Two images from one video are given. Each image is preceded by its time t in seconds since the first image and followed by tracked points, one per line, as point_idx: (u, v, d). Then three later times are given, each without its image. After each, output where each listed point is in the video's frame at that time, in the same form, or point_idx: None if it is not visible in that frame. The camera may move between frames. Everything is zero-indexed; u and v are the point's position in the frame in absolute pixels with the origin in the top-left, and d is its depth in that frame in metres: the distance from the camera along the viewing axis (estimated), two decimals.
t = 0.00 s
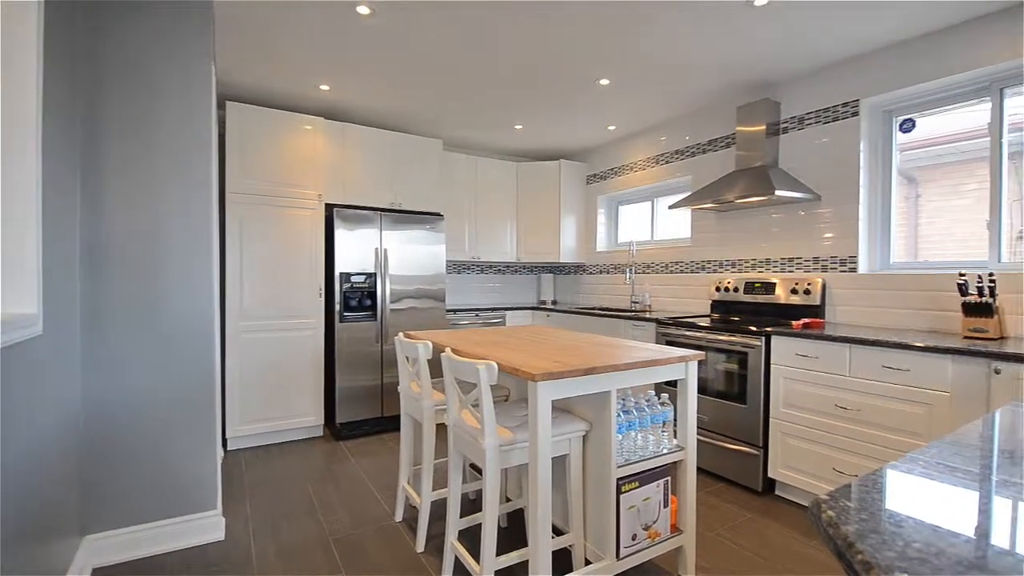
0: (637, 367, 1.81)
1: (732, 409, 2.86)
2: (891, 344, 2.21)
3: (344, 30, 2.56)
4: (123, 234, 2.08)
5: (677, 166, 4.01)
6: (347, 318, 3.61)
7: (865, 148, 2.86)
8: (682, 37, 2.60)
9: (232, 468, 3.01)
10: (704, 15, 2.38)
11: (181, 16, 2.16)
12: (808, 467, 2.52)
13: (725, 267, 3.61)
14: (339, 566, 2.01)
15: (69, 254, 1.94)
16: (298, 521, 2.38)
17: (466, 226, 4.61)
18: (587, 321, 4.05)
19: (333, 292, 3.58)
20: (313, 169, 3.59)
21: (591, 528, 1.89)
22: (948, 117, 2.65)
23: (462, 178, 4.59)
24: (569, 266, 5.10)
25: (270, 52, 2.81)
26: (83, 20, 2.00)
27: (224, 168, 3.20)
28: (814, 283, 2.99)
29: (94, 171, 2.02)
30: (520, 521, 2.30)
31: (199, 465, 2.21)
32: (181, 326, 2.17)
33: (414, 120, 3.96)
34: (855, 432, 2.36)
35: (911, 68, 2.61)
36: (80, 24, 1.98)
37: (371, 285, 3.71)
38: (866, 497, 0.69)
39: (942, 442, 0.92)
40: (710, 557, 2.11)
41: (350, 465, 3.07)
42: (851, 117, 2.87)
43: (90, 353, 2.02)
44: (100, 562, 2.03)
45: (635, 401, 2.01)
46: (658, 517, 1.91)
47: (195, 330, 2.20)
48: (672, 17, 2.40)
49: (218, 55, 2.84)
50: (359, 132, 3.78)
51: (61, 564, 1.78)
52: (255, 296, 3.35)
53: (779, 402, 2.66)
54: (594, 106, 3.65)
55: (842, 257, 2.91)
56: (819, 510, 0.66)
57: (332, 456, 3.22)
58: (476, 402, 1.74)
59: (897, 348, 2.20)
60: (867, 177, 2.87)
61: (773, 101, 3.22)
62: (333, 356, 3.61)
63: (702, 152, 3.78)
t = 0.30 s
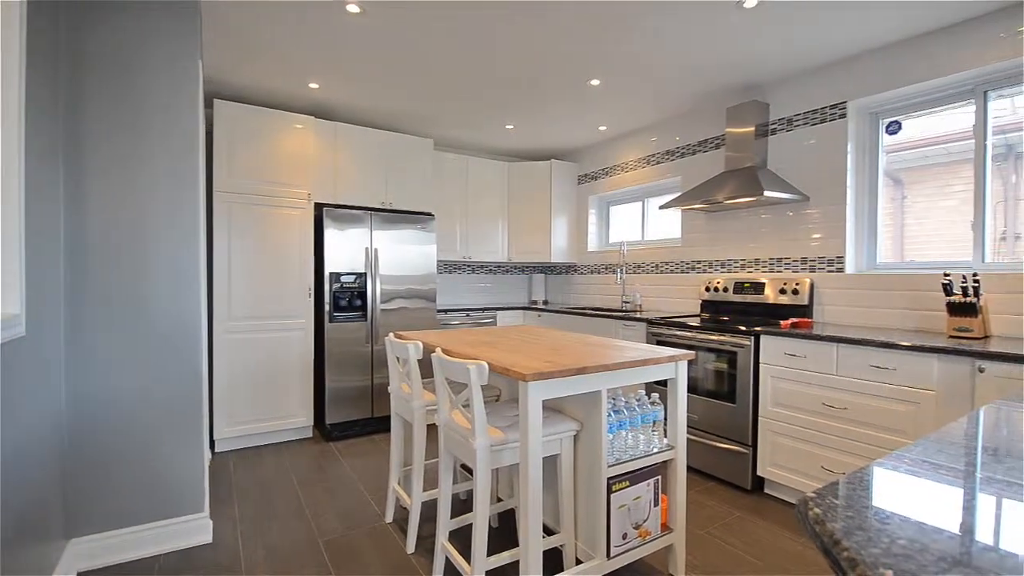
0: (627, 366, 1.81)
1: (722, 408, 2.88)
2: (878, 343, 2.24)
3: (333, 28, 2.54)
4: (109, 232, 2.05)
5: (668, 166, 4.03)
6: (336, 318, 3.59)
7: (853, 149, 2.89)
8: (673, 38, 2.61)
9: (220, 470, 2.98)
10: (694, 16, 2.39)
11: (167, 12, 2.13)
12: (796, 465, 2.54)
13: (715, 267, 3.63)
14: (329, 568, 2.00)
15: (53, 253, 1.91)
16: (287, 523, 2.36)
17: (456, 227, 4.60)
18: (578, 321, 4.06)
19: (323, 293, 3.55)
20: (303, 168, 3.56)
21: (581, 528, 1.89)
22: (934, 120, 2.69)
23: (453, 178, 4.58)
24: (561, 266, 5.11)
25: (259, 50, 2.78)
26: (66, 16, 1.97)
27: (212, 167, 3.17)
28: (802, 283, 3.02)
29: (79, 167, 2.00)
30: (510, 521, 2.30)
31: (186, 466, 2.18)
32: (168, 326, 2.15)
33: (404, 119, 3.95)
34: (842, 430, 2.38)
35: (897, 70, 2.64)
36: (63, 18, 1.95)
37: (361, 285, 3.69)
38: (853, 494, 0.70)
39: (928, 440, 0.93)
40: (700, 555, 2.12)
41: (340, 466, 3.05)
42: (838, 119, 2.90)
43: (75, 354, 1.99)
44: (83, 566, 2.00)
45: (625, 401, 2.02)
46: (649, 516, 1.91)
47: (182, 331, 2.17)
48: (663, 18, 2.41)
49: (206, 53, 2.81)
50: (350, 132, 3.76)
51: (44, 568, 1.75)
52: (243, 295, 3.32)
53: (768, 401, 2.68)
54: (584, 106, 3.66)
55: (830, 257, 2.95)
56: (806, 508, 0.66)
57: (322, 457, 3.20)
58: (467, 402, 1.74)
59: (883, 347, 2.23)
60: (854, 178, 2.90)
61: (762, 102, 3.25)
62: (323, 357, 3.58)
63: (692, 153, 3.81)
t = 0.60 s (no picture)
0: (618, 366, 1.82)
1: (711, 407, 2.90)
2: (864, 342, 2.27)
3: (322, 26, 2.51)
4: (93, 232, 2.02)
5: (658, 167, 4.05)
6: (325, 319, 3.56)
7: (839, 151, 2.92)
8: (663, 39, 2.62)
9: (206, 472, 2.95)
10: (684, 18, 2.40)
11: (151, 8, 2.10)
12: (784, 464, 2.57)
13: (704, 267, 3.66)
14: (318, 570, 1.98)
15: (34, 253, 1.87)
16: (275, 525, 2.34)
17: (447, 226, 4.59)
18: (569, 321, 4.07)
19: (311, 293, 3.52)
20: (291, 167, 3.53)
21: (571, 528, 1.89)
22: (918, 122, 2.73)
23: (443, 178, 4.56)
24: (551, 266, 5.12)
25: (246, 48, 2.75)
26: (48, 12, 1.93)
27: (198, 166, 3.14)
28: (790, 283, 3.05)
29: (61, 165, 1.96)
30: (501, 521, 2.30)
31: (173, 468, 2.15)
32: (154, 327, 2.12)
33: (394, 118, 3.93)
34: (829, 428, 2.41)
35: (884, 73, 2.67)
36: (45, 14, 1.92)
37: (350, 285, 3.66)
38: (840, 492, 0.70)
39: (912, 437, 0.94)
40: (689, 553, 2.13)
41: (329, 467, 3.03)
42: (825, 121, 2.94)
43: (58, 355, 1.96)
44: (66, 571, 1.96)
45: (615, 400, 2.02)
46: (639, 515, 1.92)
47: (169, 332, 2.14)
48: (651, 19, 2.42)
49: (192, 51, 2.78)
50: (339, 131, 3.73)
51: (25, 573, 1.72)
52: (231, 295, 3.28)
53: (757, 400, 2.70)
54: (575, 106, 3.66)
55: (817, 257, 2.98)
56: (793, 505, 0.67)
57: (311, 459, 3.17)
58: (457, 402, 1.73)
59: (869, 346, 2.26)
60: (841, 179, 2.94)
61: (751, 104, 3.27)
62: (311, 357, 3.56)
63: (682, 154, 3.83)
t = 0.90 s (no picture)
0: (608, 366, 1.82)
1: (701, 406, 2.92)
2: (851, 341, 2.30)
3: (312, 24, 2.49)
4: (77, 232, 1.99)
5: (648, 167, 4.07)
6: (315, 319, 3.53)
7: (827, 152, 2.96)
8: (652, 40, 2.63)
9: (194, 474, 2.92)
10: (673, 19, 2.41)
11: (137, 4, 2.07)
12: (773, 462, 2.59)
13: (695, 267, 3.68)
14: (308, 572, 1.97)
15: (17, 250, 1.85)
16: (264, 527, 2.32)
17: (438, 226, 4.58)
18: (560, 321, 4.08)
19: (301, 292, 3.49)
20: (281, 166, 3.50)
21: (562, 527, 1.90)
22: (905, 124, 2.77)
23: (434, 178, 4.55)
24: (543, 266, 5.12)
25: (235, 46, 2.73)
26: (31, 8, 1.91)
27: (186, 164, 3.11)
28: (779, 283, 3.08)
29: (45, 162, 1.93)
30: (492, 521, 2.30)
31: (157, 470, 2.12)
32: (139, 328, 2.09)
33: (385, 117, 3.91)
34: (817, 426, 2.44)
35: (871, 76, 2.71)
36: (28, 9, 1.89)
37: (340, 285, 3.63)
38: (828, 490, 0.71)
39: (898, 435, 0.95)
40: (679, 552, 2.14)
41: (319, 469, 3.01)
42: (814, 123, 2.97)
43: (41, 355, 1.93)
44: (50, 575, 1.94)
45: (606, 400, 2.03)
46: (629, 514, 1.93)
47: (153, 333, 2.11)
48: (641, 20, 2.43)
49: (180, 48, 2.75)
50: (330, 130, 3.71)
51: None
52: (219, 295, 3.25)
53: (746, 399, 2.72)
54: (566, 106, 3.67)
55: (805, 257, 3.01)
56: (781, 503, 0.68)
57: (301, 460, 3.15)
58: (448, 403, 1.73)
59: (856, 345, 2.29)
60: (828, 181, 2.97)
61: (740, 105, 3.30)
62: (301, 358, 3.53)
63: (673, 154, 3.85)
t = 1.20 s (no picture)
0: (599, 366, 1.83)
1: (691, 405, 2.94)
2: (838, 341, 2.32)
3: (301, 22, 2.47)
4: (62, 230, 1.96)
5: (639, 168, 4.08)
6: (304, 319, 3.50)
7: (815, 153, 2.99)
8: (643, 41, 2.64)
9: (181, 477, 2.88)
10: (663, 19, 2.42)
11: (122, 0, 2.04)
12: (762, 460, 2.61)
13: (685, 267, 3.70)
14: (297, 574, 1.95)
15: None
16: (253, 529, 2.30)
17: (429, 226, 4.56)
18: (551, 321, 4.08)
19: (289, 292, 3.46)
20: (270, 165, 3.47)
21: (553, 527, 1.90)
22: (891, 126, 2.80)
23: (425, 177, 4.53)
24: (534, 266, 5.13)
25: (223, 44, 2.70)
26: (13, 4, 1.88)
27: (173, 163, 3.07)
28: (768, 283, 3.10)
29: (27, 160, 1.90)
30: (483, 522, 2.30)
31: (142, 473, 2.09)
32: (126, 329, 2.06)
33: (376, 116, 3.89)
34: (805, 425, 2.46)
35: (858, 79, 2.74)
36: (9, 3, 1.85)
37: (330, 285, 3.60)
38: (816, 488, 0.72)
39: (885, 433, 0.96)
40: (670, 550, 2.15)
41: (309, 470, 2.99)
42: (802, 124, 3.00)
43: (23, 356, 1.90)
44: None
45: (597, 400, 2.03)
46: (620, 513, 1.94)
47: (140, 335, 2.08)
48: (632, 20, 2.44)
49: (167, 44, 2.71)
50: (319, 129, 3.68)
51: None
52: (207, 296, 3.22)
53: (735, 398, 2.75)
54: (557, 106, 3.67)
55: (794, 257, 3.04)
56: (769, 501, 0.68)
57: (290, 462, 3.13)
58: (438, 403, 1.72)
59: (843, 344, 2.31)
60: (816, 182, 3.00)
61: (730, 106, 3.32)
62: (290, 358, 3.50)
63: (663, 155, 3.88)
